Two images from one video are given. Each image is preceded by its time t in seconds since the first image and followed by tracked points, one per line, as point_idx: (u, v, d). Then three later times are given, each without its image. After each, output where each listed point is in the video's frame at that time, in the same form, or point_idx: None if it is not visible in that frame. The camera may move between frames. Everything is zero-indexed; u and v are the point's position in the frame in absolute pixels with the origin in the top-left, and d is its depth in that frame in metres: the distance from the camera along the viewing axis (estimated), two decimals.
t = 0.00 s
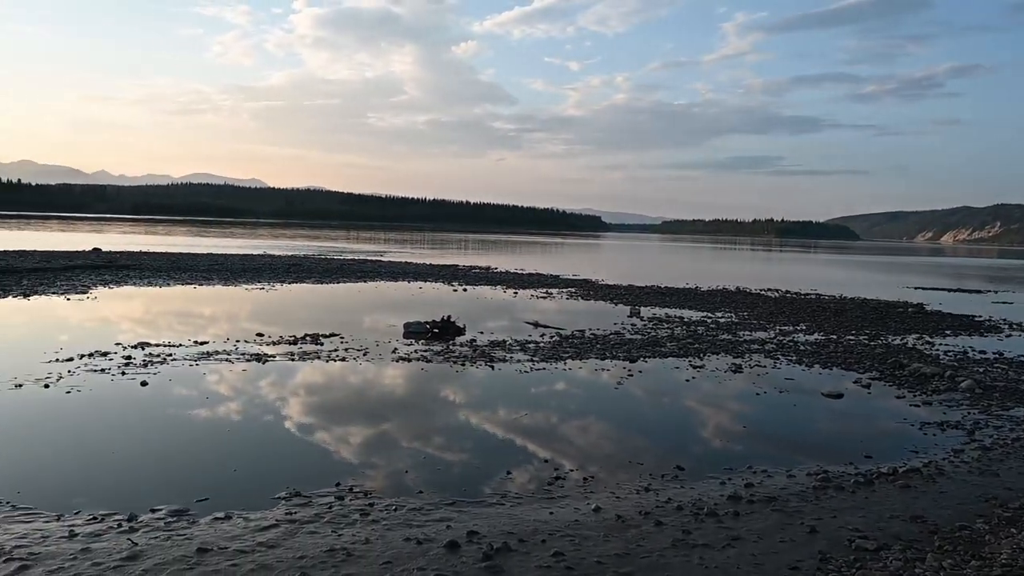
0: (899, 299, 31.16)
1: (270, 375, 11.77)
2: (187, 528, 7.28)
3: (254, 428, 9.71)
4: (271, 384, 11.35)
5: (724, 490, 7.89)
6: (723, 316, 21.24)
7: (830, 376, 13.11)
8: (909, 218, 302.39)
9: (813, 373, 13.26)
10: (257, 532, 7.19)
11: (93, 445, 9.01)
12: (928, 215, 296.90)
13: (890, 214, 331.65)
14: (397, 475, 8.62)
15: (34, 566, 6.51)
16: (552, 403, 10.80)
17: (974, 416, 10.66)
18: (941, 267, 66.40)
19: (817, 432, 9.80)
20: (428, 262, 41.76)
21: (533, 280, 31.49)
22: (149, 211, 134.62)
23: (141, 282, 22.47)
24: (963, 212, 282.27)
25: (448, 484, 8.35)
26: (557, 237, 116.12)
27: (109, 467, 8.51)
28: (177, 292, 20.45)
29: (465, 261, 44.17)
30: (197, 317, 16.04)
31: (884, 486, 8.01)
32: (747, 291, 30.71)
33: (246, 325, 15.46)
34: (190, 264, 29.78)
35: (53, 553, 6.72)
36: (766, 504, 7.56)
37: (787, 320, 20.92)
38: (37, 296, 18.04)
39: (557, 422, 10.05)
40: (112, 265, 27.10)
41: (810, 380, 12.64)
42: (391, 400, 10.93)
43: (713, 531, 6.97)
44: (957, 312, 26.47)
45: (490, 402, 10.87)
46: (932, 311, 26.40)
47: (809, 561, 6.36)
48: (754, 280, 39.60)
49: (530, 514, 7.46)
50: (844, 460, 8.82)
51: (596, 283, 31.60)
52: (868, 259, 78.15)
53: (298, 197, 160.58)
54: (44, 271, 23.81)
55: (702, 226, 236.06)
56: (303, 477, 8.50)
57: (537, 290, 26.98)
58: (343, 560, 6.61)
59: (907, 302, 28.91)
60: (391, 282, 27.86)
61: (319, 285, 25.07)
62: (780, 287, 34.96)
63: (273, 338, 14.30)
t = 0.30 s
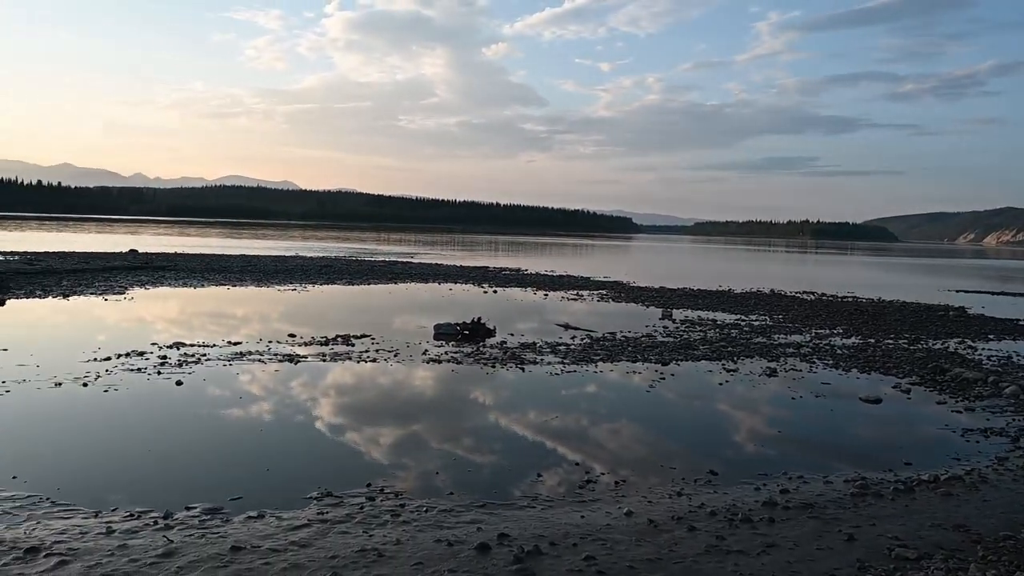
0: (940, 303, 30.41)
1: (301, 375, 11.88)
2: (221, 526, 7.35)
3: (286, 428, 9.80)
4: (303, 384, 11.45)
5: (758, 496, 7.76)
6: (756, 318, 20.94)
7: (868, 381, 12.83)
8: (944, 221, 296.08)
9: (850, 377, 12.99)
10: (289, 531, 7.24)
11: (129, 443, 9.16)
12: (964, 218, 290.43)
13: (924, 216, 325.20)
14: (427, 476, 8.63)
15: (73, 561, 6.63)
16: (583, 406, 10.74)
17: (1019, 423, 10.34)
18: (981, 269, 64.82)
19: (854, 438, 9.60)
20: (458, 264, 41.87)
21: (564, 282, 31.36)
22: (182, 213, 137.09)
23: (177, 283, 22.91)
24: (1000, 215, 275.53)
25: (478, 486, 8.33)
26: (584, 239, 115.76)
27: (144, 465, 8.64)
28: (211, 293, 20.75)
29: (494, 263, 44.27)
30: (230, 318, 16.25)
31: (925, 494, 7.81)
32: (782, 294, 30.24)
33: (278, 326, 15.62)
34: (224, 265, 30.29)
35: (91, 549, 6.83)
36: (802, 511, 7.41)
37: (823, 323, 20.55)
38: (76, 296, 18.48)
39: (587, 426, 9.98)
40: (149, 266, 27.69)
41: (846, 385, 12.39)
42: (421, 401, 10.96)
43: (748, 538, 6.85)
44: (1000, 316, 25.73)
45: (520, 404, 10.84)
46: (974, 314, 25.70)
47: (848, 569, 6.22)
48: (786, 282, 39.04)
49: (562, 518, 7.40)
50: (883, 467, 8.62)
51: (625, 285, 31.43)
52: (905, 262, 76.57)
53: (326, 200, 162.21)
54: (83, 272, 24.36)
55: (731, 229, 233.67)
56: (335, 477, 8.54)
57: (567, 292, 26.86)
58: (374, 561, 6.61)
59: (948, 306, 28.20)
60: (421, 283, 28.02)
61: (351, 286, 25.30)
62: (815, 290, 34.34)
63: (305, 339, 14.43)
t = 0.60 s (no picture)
0: (986, 307, 29.57)
1: (334, 376, 11.98)
2: (256, 524, 7.43)
3: (320, 428, 9.87)
4: (336, 385, 11.53)
5: (797, 503, 7.61)
6: (794, 322, 20.59)
7: (911, 387, 12.51)
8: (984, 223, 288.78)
9: (892, 383, 12.69)
10: (323, 531, 7.28)
11: (167, 440, 9.31)
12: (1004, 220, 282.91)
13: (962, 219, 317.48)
14: (459, 478, 8.62)
15: (113, 556, 6.74)
16: (616, 410, 10.64)
17: None
18: None
19: (896, 445, 9.36)
20: (490, 265, 41.91)
21: (597, 284, 31.18)
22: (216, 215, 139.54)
23: (213, 284, 23.32)
24: None
25: (511, 488, 8.30)
26: (614, 241, 115.10)
27: (182, 463, 8.77)
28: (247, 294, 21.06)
29: (525, 265, 44.24)
30: (265, 319, 16.47)
31: (970, 504, 7.58)
32: (820, 298, 29.71)
33: (312, 327, 15.78)
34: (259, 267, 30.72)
35: (131, 545, 6.94)
36: (842, 519, 7.24)
37: (863, 328, 20.12)
38: (116, 296, 19.00)
39: (621, 430, 9.88)
40: (186, 267, 28.23)
41: (887, 391, 12.11)
42: (453, 403, 10.97)
43: (786, 545, 6.71)
44: None
45: (553, 407, 10.78)
46: (1022, 319, 24.94)
47: None
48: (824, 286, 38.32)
49: (595, 522, 7.33)
50: (926, 476, 8.39)
51: (659, 288, 31.14)
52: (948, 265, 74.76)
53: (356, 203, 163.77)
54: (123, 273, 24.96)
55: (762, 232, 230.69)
56: (368, 478, 8.58)
57: (601, 294, 26.71)
58: (407, 562, 6.62)
59: (994, 310, 27.40)
60: (454, 285, 28.11)
61: (384, 288, 25.48)
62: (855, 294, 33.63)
63: (338, 340, 14.55)
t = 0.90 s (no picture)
0: None
1: (364, 377, 12.06)
2: (288, 523, 7.49)
3: (350, 429, 9.94)
4: (365, 386, 11.61)
5: (832, 511, 7.47)
6: (829, 327, 20.26)
7: (951, 395, 12.23)
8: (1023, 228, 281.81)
9: (931, 391, 12.42)
10: (354, 531, 7.32)
11: (201, 438, 9.46)
12: None
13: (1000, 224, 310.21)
14: (487, 480, 8.61)
15: (148, 552, 6.85)
16: (645, 414, 10.56)
17: None
18: None
19: (935, 454, 9.15)
20: (520, 268, 41.88)
21: (627, 287, 30.97)
22: (247, 218, 141.60)
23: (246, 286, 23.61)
24: None
25: (539, 491, 8.27)
26: (642, 244, 114.34)
27: (215, 461, 8.90)
28: (279, 295, 21.33)
29: (554, 268, 44.12)
30: (296, 320, 16.64)
31: (1013, 515, 7.37)
32: (856, 302, 29.18)
33: (342, 328, 15.91)
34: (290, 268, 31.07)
35: (166, 541, 7.05)
36: (879, 528, 7.09)
37: (901, 333, 19.72)
38: (151, 296, 19.38)
39: (651, 434, 9.80)
40: (220, 269, 28.69)
41: (926, 398, 11.85)
42: (482, 405, 10.97)
43: (821, 554, 6.58)
44: None
45: (582, 410, 10.73)
46: None
47: None
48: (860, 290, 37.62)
49: (625, 527, 7.26)
50: (967, 485, 8.19)
51: (689, 291, 30.82)
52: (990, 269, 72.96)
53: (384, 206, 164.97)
54: (158, 274, 25.45)
55: (792, 236, 227.63)
56: (398, 479, 8.61)
57: (631, 298, 26.53)
58: (436, 563, 6.61)
59: None
60: (483, 287, 28.16)
61: (414, 290, 25.60)
62: (892, 299, 32.96)
63: (368, 341, 14.66)
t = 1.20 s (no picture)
0: None
1: (393, 378, 12.10)
2: (319, 522, 7.53)
3: (379, 429, 9.97)
4: (395, 387, 11.65)
5: (869, 520, 7.31)
6: (867, 332, 19.88)
7: (993, 402, 11.93)
8: None
9: (973, 398, 12.11)
10: (384, 531, 7.33)
11: (234, 437, 9.58)
12: None
13: None
14: (517, 482, 8.59)
15: (183, 548, 6.94)
16: (676, 418, 10.45)
17: None
18: None
19: (977, 463, 8.92)
20: (550, 270, 41.79)
21: (658, 290, 30.74)
22: (275, 219, 143.39)
23: (278, 286, 23.86)
24: None
25: (569, 495, 8.22)
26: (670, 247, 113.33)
27: (248, 459, 8.99)
28: (311, 296, 21.51)
29: (583, 270, 43.94)
30: (327, 320, 16.77)
31: None
32: (894, 307, 28.59)
33: (373, 329, 16.00)
34: (320, 269, 31.31)
35: (199, 538, 7.13)
36: (918, 538, 6.92)
37: (941, 339, 19.27)
38: (185, 296, 19.64)
39: (681, 439, 9.69)
40: (251, 269, 29.06)
41: (968, 406, 11.55)
42: (511, 407, 10.94)
43: (858, 564, 6.44)
44: None
45: (612, 413, 10.66)
46: None
47: None
48: (899, 295, 36.84)
49: (657, 532, 7.18)
50: (1010, 496, 7.96)
51: (721, 295, 30.47)
52: None
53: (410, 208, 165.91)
54: (192, 274, 25.83)
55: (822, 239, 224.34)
56: (427, 480, 8.61)
57: (663, 301, 26.31)
58: (466, 565, 6.60)
59: None
60: (512, 289, 28.12)
61: (444, 292, 25.65)
62: (932, 303, 32.23)
63: (398, 342, 14.72)
